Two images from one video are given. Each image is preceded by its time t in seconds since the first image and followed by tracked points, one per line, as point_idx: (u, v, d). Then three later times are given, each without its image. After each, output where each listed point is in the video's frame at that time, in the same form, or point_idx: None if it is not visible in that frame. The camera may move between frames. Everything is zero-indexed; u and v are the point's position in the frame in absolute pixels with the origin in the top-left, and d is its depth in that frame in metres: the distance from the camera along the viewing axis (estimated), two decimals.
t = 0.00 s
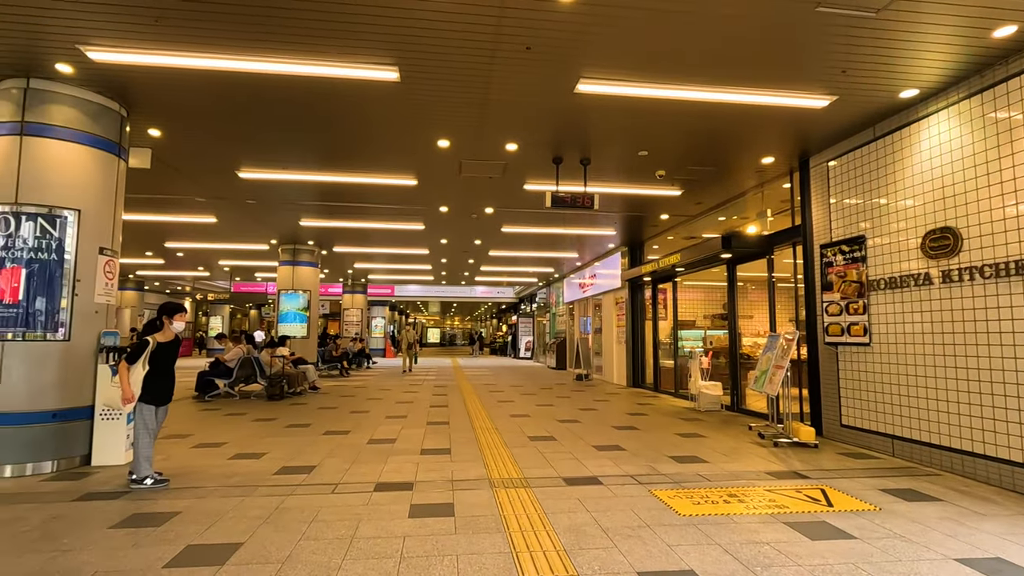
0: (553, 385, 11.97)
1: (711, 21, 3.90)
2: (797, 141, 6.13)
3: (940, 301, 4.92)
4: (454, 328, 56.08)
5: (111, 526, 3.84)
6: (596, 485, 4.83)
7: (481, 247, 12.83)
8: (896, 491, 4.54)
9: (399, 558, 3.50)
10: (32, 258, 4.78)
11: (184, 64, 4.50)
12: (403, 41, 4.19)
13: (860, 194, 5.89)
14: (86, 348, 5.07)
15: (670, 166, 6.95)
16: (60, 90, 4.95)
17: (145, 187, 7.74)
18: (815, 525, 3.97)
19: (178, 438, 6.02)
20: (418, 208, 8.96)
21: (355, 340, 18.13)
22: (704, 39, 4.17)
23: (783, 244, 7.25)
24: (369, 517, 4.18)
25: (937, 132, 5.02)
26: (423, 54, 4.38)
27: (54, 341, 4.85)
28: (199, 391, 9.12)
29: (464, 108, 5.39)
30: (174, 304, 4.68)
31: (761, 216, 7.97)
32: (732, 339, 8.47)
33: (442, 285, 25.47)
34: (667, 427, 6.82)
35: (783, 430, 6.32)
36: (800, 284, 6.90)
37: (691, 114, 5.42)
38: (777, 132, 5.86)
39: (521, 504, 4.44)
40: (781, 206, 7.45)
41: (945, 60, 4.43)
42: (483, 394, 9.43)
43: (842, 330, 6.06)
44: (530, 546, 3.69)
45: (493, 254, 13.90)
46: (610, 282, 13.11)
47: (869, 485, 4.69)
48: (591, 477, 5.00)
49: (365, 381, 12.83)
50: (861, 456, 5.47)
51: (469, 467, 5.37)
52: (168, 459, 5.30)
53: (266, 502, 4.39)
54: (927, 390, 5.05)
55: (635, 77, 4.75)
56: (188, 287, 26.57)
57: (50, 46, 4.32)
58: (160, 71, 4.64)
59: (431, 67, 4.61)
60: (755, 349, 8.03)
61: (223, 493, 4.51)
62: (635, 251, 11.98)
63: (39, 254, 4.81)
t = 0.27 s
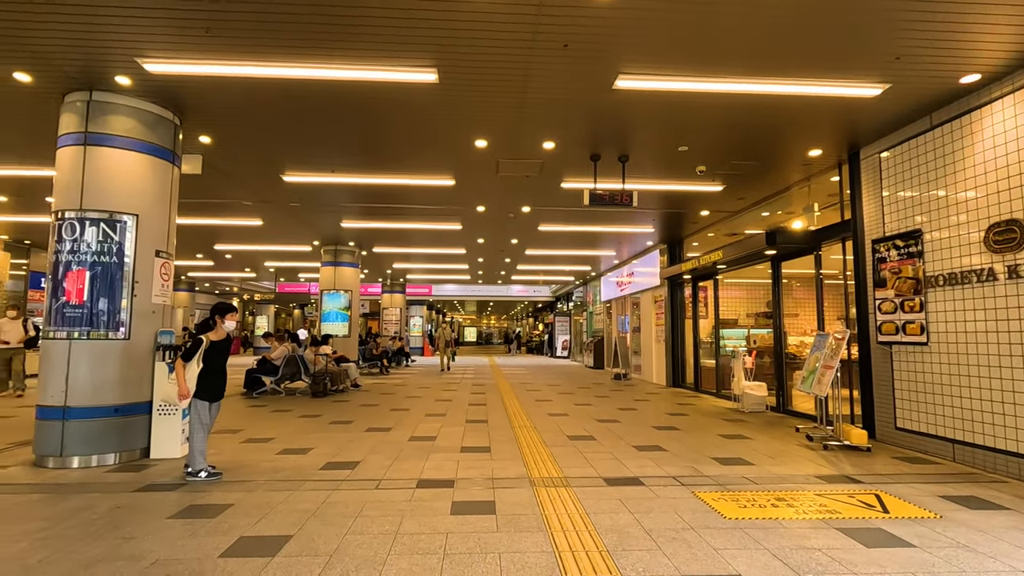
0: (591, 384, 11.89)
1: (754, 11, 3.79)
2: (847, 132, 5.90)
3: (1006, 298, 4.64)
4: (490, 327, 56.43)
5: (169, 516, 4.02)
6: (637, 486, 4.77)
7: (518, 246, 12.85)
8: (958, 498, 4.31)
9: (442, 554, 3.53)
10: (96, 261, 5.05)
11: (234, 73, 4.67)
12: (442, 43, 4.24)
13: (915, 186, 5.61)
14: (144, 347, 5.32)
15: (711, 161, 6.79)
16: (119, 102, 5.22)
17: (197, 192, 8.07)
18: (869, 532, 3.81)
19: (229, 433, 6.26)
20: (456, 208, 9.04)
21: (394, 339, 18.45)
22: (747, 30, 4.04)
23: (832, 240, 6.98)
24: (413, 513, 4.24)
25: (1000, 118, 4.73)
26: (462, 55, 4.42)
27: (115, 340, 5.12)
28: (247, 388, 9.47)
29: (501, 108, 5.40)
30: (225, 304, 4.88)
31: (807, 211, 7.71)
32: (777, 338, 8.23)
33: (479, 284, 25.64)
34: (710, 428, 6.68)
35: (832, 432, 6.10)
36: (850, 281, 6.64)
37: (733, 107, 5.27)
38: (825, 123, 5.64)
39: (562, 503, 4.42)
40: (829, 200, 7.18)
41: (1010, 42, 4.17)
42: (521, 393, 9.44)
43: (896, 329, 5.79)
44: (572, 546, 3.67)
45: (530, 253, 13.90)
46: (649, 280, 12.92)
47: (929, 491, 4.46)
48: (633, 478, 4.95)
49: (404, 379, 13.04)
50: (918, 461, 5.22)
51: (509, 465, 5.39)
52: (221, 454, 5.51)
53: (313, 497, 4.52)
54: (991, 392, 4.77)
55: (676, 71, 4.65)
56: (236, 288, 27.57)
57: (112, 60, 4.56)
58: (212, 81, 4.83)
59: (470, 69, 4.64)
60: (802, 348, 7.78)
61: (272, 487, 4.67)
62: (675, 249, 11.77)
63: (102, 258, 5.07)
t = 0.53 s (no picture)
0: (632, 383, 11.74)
1: None
2: (905, 120, 5.60)
3: None
4: (528, 326, 56.51)
5: (226, 507, 4.19)
6: (683, 487, 4.68)
7: (557, 245, 12.81)
8: None
9: (487, 551, 3.56)
10: (157, 263, 5.31)
11: (284, 80, 4.84)
12: (482, 44, 4.27)
13: (981, 176, 5.29)
14: (201, 345, 5.57)
15: (758, 154, 6.58)
16: (177, 111, 5.48)
17: (248, 196, 8.40)
18: (934, 541, 3.62)
19: (279, 428, 6.49)
20: (496, 208, 9.09)
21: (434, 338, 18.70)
22: (798, 17, 3.89)
23: (888, 234, 6.66)
24: (458, 510, 4.28)
25: None
26: (502, 55, 4.44)
27: (175, 338, 5.37)
28: (296, 384, 9.81)
29: (541, 106, 5.39)
30: (276, 304, 4.96)
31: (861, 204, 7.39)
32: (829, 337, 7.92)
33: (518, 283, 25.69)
34: (758, 429, 6.49)
35: (890, 436, 5.82)
36: (909, 277, 6.32)
37: (782, 97, 5.09)
38: (882, 111, 5.38)
39: (607, 503, 4.38)
40: (885, 192, 6.85)
41: None
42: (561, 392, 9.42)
43: (961, 328, 5.48)
44: (617, 547, 3.63)
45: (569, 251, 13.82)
46: (691, 278, 12.64)
47: (1000, 500, 4.20)
48: (678, 479, 4.85)
49: (445, 377, 13.22)
50: (986, 467, 4.92)
51: (551, 464, 5.38)
52: (272, 448, 5.72)
53: (360, 492, 4.63)
54: None
55: (721, 62, 4.53)
56: (284, 288, 28.52)
57: (170, 72, 4.80)
58: (263, 88, 5.01)
59: (510, 68, 4.65)
60: (856, 348, 7.47)
61: (321, 482, 4.81)
62: (719, 245, 11.48)
63: (163, 260, 5.33)
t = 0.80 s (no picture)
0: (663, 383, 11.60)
1: None
2: (951, 110, 5.38)
3: None
4: (555, 325, 56.39)
5: (265, 502, 4.30)
6: (718, 489, 4.60)
7: (585, 243, 12.76)
8: None
9: (520, 550, 3.56)
10: (197, 264, 5.48)
11: (318, 84, 4.94)
12: (512, 43, 4.27)
13: None
14: (239, 344, 5.73)
15: (794, 149, 6.42)
16: (215, 117, 5.64)
17: (282, 198, 8.60)
18: (986, 549, 3.47)
19: (314, 425, 6.62)
20: (525, 207, 9.09)
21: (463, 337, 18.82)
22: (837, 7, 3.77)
23: (933, 230, 6.42)
24: (490, 509, 4.30)
25: None
26: (531, 53, 4.43)
27: (214, 337, 5.53)
28: (329, 382, 10.02)
29: (571, 104, 5.37)
30: (312, 303, 5.10)
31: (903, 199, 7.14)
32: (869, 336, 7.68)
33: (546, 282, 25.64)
34: (795, 431, 6.33)
35: (936, 439, 5.62)
36: (955, 274, 6.08)
37: (819, 89, 4.95)
38: (926, 102, 5.18)
39: (640, 504, 4.34)
40: (929, 186, 6.61)
41: None
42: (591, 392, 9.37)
43: (1013, 327, 5.18)
44: (651, 548, 3.59)
45: (597, 250, 13.73)
46: (723, 276, 12.41)
47: None
48: (712, 481, 4.77)
49: (474, 375, 13.28)
50: None
51: (582, 464, 5.36)
52: (308, 445, 5.85)
53: (394, 488, 4.69)
54: None
55: (755, 55, 4.43)
56: (316, 288, 29.07)
57: (209, 79, 4.95)
58: (298, 93, 5.12)
59: (539, 66, 4.64)
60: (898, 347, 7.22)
61: (355, 478, 4.89)
62: (752, 243, 11.26)
63: (202, 261, 5.50)
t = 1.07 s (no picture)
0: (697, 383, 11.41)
1: None
2: (1004, 98, 5.12)
3: None
4: (584, 325, 56.05)
5: (304, 497, 4.40)
6: (757, 492, 4.49)
7: (616, 242, 12.65)
8: None
9: (556, 549, 3.55)
10: (238, 265, 5.64)
11: (353, 87, 5.03)
12: (544, 41, 4.25)
13: None
14: (278, 342, 5.87)
15: (834, 142, 6.22)
16: (254, 122, 5.82)
17: (318, 200, 8.79)
18: None
19: (350, 423, 6.75)
20: (556, 206, 9.07)
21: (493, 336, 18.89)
22: None
23: (985, 223, 6.11)
24: (524, 508, 4.30)
25: None
26: (563, 51, 4.41)
27: (254, 336, 5.69)
28: (364, 380, 10.20)
29: (602, 101, 5.32)
30: (348, 302, 5.21)
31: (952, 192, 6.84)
32: (915, 335, 7.38)
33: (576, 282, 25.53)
34: (837, 433, 6.14)
35: (989, 443, 5.36)
36: (1010, 270, 5.77)
37: (863, 79, 4.78)
38: (977, 90, 4.94)
39: (675, 505, 4.27)
40: (980, 178, 6.31)
41: None
42: (623, 392, 9.29)
43: None
44: (688, 550, 3.53)
45: (628, 248, 13.59)
46: (759, 274, 12.13)
47: None
48: (750, 483, 4.67)
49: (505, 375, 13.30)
50: None
51: (617, 464, 5.31)
52: (344, 442, 5.96)
53: (429, 486, 4.74)
54: None
55: (791, 45, 4.29)
56: (350, 288, 29.59)
57: (249, 85, 5.10)
58: (333, 96, 5.22)
59: (571, 64, 4.62)
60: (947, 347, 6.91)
61: (390, 475, 4.96)
62: (791, 240, 10.96)
63: (243, 262, 5.66)
